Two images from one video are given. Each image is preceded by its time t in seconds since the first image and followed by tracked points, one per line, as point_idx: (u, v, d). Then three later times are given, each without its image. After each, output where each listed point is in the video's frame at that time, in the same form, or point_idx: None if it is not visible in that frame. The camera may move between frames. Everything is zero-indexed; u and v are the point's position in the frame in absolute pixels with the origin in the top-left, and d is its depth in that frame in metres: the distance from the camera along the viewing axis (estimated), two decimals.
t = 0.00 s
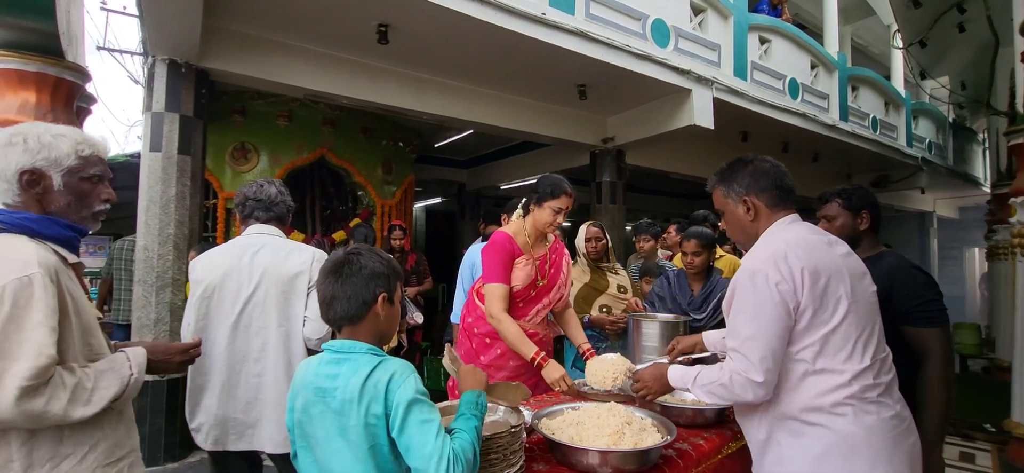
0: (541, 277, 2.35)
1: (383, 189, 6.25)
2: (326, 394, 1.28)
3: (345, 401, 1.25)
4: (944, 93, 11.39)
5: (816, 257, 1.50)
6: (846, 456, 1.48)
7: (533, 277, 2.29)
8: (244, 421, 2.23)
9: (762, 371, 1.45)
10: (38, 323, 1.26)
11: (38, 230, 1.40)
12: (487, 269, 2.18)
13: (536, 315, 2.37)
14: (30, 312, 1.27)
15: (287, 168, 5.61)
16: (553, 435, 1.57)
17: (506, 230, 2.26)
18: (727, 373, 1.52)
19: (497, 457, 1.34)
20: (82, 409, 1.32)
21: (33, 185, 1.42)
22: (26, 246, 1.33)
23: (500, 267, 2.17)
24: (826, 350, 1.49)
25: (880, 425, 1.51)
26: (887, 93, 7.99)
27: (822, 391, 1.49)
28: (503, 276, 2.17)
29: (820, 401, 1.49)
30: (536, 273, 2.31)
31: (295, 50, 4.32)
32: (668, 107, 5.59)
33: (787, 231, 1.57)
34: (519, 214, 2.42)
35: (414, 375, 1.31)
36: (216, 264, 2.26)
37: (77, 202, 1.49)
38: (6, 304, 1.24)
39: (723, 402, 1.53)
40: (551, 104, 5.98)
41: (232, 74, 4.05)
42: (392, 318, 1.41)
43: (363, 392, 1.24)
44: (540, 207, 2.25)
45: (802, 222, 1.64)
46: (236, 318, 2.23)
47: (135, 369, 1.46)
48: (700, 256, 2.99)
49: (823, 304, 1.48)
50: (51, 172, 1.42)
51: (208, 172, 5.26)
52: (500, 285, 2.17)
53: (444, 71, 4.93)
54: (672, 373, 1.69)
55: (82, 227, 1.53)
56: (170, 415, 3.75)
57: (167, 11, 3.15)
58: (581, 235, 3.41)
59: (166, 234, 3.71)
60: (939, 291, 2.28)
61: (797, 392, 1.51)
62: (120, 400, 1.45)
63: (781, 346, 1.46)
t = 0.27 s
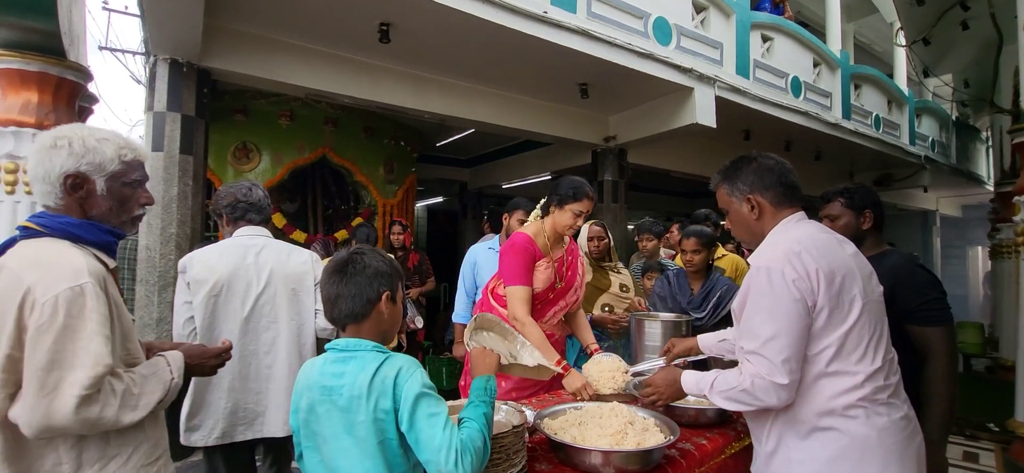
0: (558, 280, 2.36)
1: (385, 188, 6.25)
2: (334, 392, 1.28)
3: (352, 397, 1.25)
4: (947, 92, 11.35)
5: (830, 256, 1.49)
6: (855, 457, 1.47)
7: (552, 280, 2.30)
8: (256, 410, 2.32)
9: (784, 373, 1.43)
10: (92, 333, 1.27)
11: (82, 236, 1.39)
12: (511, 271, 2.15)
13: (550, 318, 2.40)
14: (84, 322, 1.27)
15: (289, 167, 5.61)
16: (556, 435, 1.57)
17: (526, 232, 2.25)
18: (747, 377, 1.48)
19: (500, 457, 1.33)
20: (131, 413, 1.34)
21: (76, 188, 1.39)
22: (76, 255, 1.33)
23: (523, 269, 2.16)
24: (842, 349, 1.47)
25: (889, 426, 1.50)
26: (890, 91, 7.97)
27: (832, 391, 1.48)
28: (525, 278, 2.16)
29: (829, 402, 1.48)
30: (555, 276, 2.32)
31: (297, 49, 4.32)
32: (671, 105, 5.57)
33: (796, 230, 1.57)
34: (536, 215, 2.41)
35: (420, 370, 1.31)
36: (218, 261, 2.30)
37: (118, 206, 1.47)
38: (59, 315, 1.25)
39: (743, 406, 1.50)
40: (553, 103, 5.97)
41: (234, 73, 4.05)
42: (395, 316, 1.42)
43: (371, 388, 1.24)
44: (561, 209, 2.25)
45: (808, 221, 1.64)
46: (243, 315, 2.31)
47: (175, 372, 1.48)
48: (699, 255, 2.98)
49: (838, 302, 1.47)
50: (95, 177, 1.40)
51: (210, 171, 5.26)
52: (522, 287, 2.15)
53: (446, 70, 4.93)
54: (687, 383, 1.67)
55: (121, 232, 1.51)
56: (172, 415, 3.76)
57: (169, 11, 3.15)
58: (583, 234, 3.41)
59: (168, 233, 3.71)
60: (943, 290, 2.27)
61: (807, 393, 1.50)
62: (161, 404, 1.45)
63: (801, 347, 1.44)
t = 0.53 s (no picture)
0: (569, 281, 2.36)
1: (385, 186, 6.24)
2: (335, 387, 1.27)
3: (354, 392, 1.24)
4: (949, 89, 11.32)
5: (833, 253, 1.48)
6: (858, 456, 1.46)
7: (562, 281, 2.31)
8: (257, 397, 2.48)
9: (787, 371, 1.42)
10: (134, 338, 1.28)
11: (126, 239, 1.40)
12: (520, 270, 2.16)
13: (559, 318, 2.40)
14: (127, 326, 1.28)
15: (289, 165, 5.61)
16: (557, 433, 1.57)
17: (535, 232, 2.25)
18: (749, 374, 1.47)
19: (500, 456, 1.32)
20: (162, 419, 1.33)
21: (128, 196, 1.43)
22: (120, 258, 1.34)
23: (534, 269, 2.16)
24: (844, 348, 1.47)
25: (892, 425, 1.49)
26: (892, 88, 7.94)
27: (835, 390, 1.47)
28: (535, 278, 2.15)
29: (833, 401, 1.47)
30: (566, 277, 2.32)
31: (297, 47, 4.31)
32: (672, 103, 5.56)
33: (800, 226, 1.55)
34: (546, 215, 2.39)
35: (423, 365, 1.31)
36: (226, 246, 2.46)
37: (164, 216, 1.50)
38: (103, 319, 1.25)
39: (744, 404, 1.49)
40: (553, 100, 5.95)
41: (234, 71, 4.04)
42: (397, 314, 1.41)
43: (372, 385, 1.24)
44: (570, 210, 2.25)
45: (812, 217, 1.63)
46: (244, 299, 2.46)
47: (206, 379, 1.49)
48: (698, 252, 2.97)
49: (841, 299, 1.46)
50: (149, 184, 1.44)
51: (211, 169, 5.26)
52: (534, 287, 2.14)
53: (446, 67, 4.92)
54: (686, 380, 1.67)
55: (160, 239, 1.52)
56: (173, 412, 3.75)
57: (169, 8, 3.14)
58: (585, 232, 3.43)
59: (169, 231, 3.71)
60: (945, 287, 2.26)
61: (809, 392, 1.49)
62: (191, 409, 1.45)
63: (804, 345, 1.43)
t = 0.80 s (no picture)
0: (573, 281, 2.37)
1: (387, 186, 6.24)
2: (347, 382, 1.31)
3: (373, 385, 1.28)
4: (952, 88, 11.28)
5: (833, 252, 1.48)
6: (858, 456, 1.46)
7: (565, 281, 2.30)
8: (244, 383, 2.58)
9: (784, 370, 1.41)
10: (167, 336, 1.34)
11: (169, 242, 1.48)
12: (523, 269, 2.16)
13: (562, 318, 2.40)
14: (163, 324, 1.35)
15: (291, 165, 5.61)
16: (558, 432, 1.56)
17: (539, 230, 2.25)
18: (746, 373, 1.47)
19: (500, 455, 1.32)
20: (186, 420, 1.39)
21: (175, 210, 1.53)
22: (163, 260, 1.41)
23: (537, 269, 2.15)
24: (845, 348, 1.46)
25: (894, 426, 1.49)
26: (893, 87, 7.92)
27: (835, 389, 1.47)
28: (538, 279, 2.15)
29: (833, 400, 1.46)
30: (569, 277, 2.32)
31: (298, 46, 4.31)
32: (673, 102, 5.55)
33: (802, 225, 1.55)
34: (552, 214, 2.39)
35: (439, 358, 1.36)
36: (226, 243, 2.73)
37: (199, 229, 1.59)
38: (142, 315, 1.32)
39: (742, 404, 1.49)
40: (554, 100, 5.95)
41: (235, 71, 4.04)
42: (406, 314, 1.43)
43: (391, 375, 1.28)
44: (576, 209, 2.25)
45: (815, 216, 1.62)
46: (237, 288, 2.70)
47: (234, 383, 1.54)
48: (697, 251, 2.96)
49: (841, 298, 1.46)
50: (203, 196, 1.52)
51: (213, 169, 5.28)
52: (537, 287, 2.14)
53: (448, 67, 4.92)
54: (683, 380, 1.65)
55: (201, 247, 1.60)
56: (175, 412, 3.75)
57: (170, 8, 3.14)
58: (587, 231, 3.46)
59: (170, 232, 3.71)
60: (947, 286, 2.25)
61: (809, 391, 1.49)
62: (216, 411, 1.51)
63: (802, 344, 1.42)
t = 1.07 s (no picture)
0: (572, 277, 2.36)
1: (387, 186, 6.24)
2: (367, 373, 1.32)
3: (396, 376, 1.30)
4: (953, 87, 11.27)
5: (832, 250, 1.48)
6: (857, 457, 1.45)
7: (564, 277, 2.29)
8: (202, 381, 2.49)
9: (780, 368, 1.42)
10: (212, 330, 1.41)
11: (212, 247, 1.55)
12: (519, 267, 2.17)
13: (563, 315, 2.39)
14: (206, 319, 1.41)
15: (291, 165, 5.61)
16: (558, 432, 1.56)
17: (536, 228, 2.26)
18: (743, 372, 1.48)
19: (500, 454, 1.32)
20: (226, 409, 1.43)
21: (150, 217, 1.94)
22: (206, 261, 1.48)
23: (535, 266, 2.16)
24: (845, 347, 1.46)
25: (893, 425, 1.48)
26: (895, 87, 7.91)
27: (833, 389, 1.46)
28: (534, 275, 2.16)
29: (830, 400, 1.46)
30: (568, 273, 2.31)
31: (299, 47, 4.31)
32: (674, 102, 5.55)
33: (802, 225, 1.54)
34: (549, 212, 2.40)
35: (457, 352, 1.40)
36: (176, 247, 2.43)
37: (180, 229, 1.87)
38: (188, 312, 1.38)
39: (737, 401, 1.51)
40: (555, 100, 5.95)
41: (236, 71, 4.04)
42: (421, 314, 1.49)
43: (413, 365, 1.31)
44: (571, 206, 2.26)
45: (815, 216, 1.61)
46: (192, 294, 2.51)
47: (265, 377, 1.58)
48: (699, 251, 2.95)
49: (841, 296, 1.46)
50: (240, 203, 1.60)
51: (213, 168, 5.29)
52: (531, 284, 2.15)
53: (449, 67, 4.92)
54: (683, 382, 1.67)
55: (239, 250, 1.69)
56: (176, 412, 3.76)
57: (171, 8, 3.14)
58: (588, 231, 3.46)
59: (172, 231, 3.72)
60: (948, 286, 2.25)
61: (804, 391, 1.49)
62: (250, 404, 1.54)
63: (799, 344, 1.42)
